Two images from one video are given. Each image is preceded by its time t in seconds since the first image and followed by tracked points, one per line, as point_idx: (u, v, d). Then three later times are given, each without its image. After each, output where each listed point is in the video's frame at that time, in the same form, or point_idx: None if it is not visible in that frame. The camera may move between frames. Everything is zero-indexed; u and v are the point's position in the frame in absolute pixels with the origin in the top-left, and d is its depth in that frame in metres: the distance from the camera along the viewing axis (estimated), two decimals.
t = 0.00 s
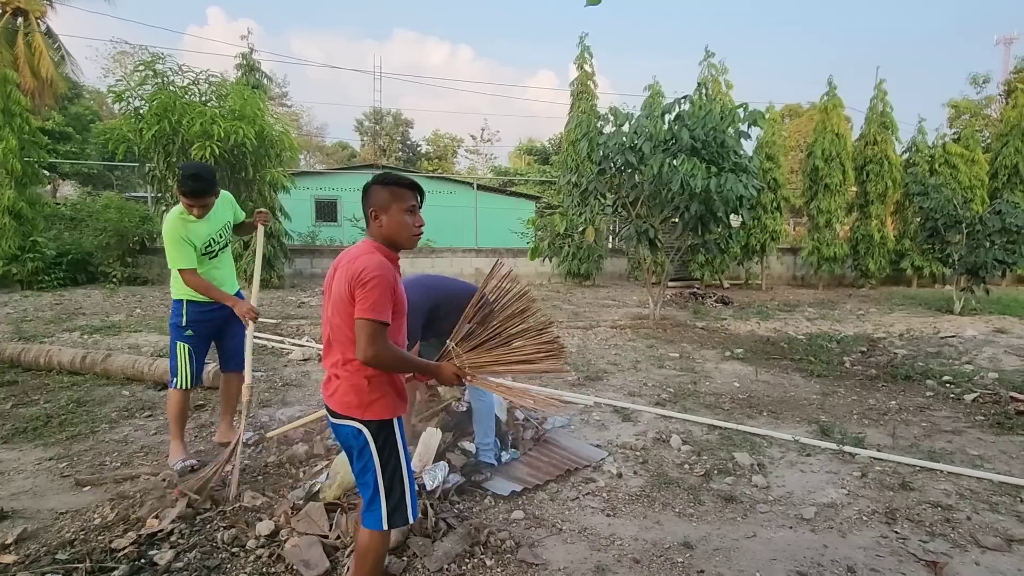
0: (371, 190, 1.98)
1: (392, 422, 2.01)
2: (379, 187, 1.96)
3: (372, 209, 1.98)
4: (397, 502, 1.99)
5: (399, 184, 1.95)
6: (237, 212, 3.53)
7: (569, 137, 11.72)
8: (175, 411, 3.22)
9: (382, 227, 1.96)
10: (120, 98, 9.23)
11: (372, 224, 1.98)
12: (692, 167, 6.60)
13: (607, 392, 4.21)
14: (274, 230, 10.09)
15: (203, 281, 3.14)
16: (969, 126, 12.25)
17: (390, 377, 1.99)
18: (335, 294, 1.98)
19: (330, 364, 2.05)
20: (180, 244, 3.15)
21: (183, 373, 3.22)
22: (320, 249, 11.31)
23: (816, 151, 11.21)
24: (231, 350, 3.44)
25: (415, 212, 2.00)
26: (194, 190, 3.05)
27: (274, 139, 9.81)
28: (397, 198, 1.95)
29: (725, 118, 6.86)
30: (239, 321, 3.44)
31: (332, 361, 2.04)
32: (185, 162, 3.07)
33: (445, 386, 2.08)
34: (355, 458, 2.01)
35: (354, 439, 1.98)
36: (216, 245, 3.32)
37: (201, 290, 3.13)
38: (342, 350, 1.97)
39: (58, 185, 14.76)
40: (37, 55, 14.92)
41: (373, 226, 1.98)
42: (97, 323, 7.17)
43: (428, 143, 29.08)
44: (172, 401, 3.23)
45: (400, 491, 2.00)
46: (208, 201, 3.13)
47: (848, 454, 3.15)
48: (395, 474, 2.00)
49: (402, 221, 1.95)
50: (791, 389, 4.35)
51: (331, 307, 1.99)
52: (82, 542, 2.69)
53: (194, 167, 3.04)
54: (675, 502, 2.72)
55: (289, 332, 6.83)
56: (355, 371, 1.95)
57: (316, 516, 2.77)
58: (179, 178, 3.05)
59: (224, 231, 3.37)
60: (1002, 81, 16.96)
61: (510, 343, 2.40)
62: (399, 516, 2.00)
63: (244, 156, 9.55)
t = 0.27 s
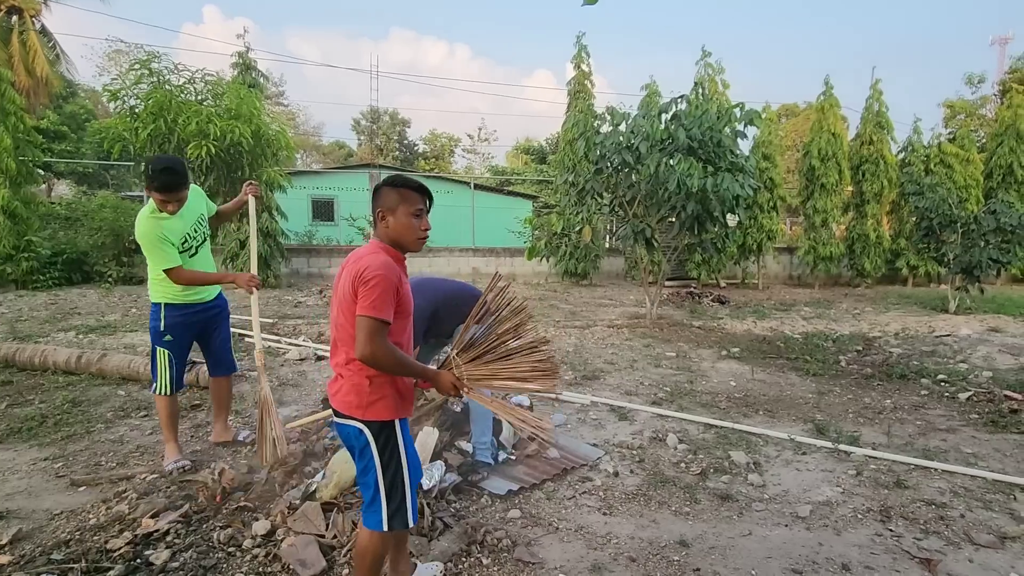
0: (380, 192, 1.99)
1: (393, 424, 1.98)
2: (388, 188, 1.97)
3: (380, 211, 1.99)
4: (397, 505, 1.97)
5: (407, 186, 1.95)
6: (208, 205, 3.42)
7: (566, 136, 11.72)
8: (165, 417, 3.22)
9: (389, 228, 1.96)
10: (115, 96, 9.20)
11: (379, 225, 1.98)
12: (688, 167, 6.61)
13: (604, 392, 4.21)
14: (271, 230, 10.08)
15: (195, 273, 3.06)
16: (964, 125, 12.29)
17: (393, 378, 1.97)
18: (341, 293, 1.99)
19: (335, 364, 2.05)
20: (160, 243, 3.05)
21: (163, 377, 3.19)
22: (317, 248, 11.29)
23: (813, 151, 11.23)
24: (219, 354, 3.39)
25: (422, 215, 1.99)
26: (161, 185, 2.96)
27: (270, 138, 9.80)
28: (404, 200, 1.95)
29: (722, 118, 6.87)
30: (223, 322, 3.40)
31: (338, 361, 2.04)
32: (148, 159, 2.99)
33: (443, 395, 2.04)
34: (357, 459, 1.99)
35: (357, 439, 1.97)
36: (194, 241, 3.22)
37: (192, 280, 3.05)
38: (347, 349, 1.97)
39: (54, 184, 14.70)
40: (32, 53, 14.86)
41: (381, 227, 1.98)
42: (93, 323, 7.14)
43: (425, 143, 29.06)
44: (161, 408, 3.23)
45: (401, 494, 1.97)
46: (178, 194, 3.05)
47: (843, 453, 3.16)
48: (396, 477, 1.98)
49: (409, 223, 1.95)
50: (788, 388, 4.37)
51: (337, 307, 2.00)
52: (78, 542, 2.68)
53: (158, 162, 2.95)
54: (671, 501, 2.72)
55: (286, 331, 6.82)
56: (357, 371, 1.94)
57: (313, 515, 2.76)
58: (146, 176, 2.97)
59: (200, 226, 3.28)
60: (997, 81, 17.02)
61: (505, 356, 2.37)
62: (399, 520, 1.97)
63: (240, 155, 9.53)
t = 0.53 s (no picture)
0: (398, 200, 2.01)
1: (417, 424, 2.00)
2: (405, 196, 1.99)
3: (398, 217, 2.01)
4: (420, 505, 1.99)
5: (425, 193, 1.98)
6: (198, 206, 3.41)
7: (565, 135, 11.72)
8: (162, 419, 3.22)
9: (408, 235, 1.98)
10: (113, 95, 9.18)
11: (397, 232, 2.00)
12: (687, 166, 6.61)
13: (603, 390, 4.22)
14: (269, 228, 10.07)
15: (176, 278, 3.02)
16: (963, 124, 12.29)
17: (418, 378, 1.99)
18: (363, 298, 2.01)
19: (359, 368, 2.07)
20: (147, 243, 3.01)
21: (165, 380, 3.20)
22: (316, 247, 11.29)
23: (812, 150, 11.23)
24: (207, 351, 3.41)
25: (439, 222, 2.02)
26: (155, 183, 2.94)
27: (269, 137, 9.79)
28: (422, 206, 1.98)
29: (721, 117, 6.87)
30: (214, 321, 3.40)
31: (361, 364, 2.06)
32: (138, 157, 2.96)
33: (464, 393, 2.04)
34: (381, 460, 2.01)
35: (381, 440, 1.99)
36: (183, 242, 3.21)
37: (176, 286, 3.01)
38: (371, 352, 1.98)
39: (52, 183, 14.67)
40: (29, 51, 14.82)
41: (399, 233, 2.00)
42: (91, 322, 7.13)
43: (424, 141, 29.03)
44: (159, 412, 3.22)
45: (424, 493, 2.00)
46: (170, 193, 3.03)
47: (841, 451, 3.17)
48: (420, 477, 2.00)
49: (428, 229, 1.98)
50: (786, 386, 4.37)
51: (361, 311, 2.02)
52: (76, 540, 2.68)
53: (150, 160, 2.94)
54: (669, 499, 2.73)
55: (284, 330, 6.82)
56: (382, 372, 1.96)
57: (311, 514, 2.76)
58: (138, 175, 2.94)
59: (189, 227, 3.27)
60: (996, 80, 17.03)
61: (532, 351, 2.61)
62: (421, 520, 2.00)
63: (239, 154, 9.51)
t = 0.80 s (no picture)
0: (418, 201, 2.04)
1: (451, 416, 2.01)
2: (426, 196, 2.02)
3: (420, 217, 2.03)
4: (466, 496, 1.98)
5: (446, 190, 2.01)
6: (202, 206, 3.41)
7: (569, 133, 11.70)
8: (168, 418, 3.25)
9: (431, 233, 2.00)
10: (119, 94, 9.22)
11: (420, 231, 2.02)
12: (691, 164, 6.58)
13: (606, 389, 4.21)
14: (274, 227, 10.09)
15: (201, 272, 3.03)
16: (970, 121, 12.21)
17: (451, 370, 2.01)
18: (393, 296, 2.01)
19: (390, 366, 2.06)
20: (164, 243, 3.05)
21: (171, 383, 3.19)
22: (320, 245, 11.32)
23: (817, 148, 11.18)
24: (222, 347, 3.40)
25: (460, 219, 2.05)
26: (167, 183, 2.97)
27: (273, 136, 9.81)
28: (445, 204, 2.01)
29: (725, 114, 6.85)
30: (219, 318, 3.42)
31: (392, 362, 2.05)
32: (146, 159, 2.98)
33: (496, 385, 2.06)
34: (420, 455, 2.00)
35: (419, 433, 1.98)
36: (191, 241, 3.22)
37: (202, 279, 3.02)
38: (404, 348, 1.99)
39: (58, 182, 14.74)
40: (36, 51, 14.92)
41: (422, 233, 2.03)
42: (97, 320, 7.17)
43: (428, 140, 29.03)
44: (165, 411, 3.25)
45: (466, 482, 1.99)
46: (181, 193, 3.06)
47: (846, 451, 3.15)
48: (460, 467, 1.99)
49: (451, 225, 2.01)
50: (790, 385, 4.35)
51: (391, 309, 2.02)
52: (83, 536, 2.69)
53: (160, 160, 2.96)
54: (673, 498, 2.72)
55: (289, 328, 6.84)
56: (417, 367, 1.96)
57: (315, 511, 2.77)
58: (149, 176, 2.96)
59: (195, 227, 3.28)
60: (1003, 77, 16.92)
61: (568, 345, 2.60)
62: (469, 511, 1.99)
63: (243, 152, 9.54)
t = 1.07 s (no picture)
0: (445, 197, 2.02)
1: (476, 414, 2.01)
2: (454, 193, 2.00)
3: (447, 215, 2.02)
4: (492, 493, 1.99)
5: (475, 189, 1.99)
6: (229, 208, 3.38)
7: (578, 131, 11.68)
8: (182, 416, 3.29)
9: (457, 231, 1.98)
10: (131, 93, 9.29)
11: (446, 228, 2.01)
12: (702, 161, 6.53)
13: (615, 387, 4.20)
14: (284, 225, 10.14)
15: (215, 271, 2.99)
16: (986, 118, 12.05)
17: (477, 367, 2.01)
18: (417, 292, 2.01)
19: (413, 362, 2.06)
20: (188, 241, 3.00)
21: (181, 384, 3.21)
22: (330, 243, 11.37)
23: (828, 145, 11.08)
24: (232, 351, 3.31)
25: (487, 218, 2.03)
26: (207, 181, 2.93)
27: (283, 134, 9.84)
28: (473, 202, 1.99)
29: (736, 112, 6.79)
30: (238, 321, 3.36)
31: (416, 359, 2.05)
32: (189, 152, 2.94)
33: (517, 381, 2.12)
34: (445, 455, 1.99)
35: (444, 431, 1.97)
36: (212, 242, 3.18)
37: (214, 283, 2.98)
38: (429, 345, 1.98)
39: (71, 181, 14.89)
40: (51, 52, 15.08)
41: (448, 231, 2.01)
42: (110, 317, 7.23)
43: (437, 138, 29.04)
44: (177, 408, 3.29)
45: (490, 482, 1.98)
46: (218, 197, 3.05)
47: (858, 451, 3.12)
48: (484, 469, 1.98)
49: (479, 224, 1.99)
50: (801, 385, 4.32)
51: (416, 305, 2.02)
52: (95, 531, 2.71)
53: (204, 154, 2.93)
54: (682, 497, 2.70)
55: (298, 326, 6.87)
56: (443, 364, 1.96)
57: (324, 508, 2.78)
58: (191, 169, 2.91)
59: (219, 228, 3.24)
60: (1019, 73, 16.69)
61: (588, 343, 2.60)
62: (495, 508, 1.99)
63: (254, 151, 9.58)
